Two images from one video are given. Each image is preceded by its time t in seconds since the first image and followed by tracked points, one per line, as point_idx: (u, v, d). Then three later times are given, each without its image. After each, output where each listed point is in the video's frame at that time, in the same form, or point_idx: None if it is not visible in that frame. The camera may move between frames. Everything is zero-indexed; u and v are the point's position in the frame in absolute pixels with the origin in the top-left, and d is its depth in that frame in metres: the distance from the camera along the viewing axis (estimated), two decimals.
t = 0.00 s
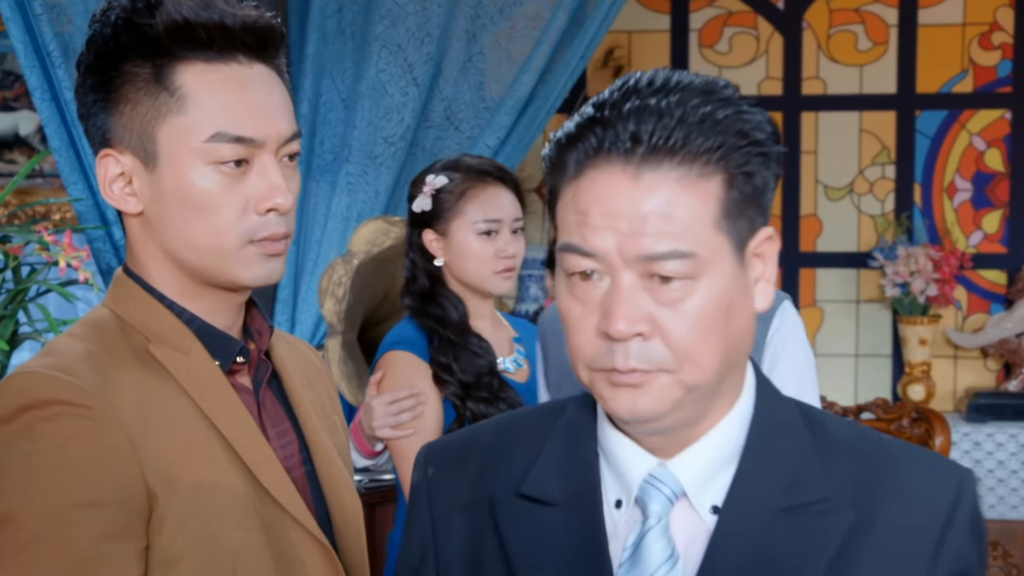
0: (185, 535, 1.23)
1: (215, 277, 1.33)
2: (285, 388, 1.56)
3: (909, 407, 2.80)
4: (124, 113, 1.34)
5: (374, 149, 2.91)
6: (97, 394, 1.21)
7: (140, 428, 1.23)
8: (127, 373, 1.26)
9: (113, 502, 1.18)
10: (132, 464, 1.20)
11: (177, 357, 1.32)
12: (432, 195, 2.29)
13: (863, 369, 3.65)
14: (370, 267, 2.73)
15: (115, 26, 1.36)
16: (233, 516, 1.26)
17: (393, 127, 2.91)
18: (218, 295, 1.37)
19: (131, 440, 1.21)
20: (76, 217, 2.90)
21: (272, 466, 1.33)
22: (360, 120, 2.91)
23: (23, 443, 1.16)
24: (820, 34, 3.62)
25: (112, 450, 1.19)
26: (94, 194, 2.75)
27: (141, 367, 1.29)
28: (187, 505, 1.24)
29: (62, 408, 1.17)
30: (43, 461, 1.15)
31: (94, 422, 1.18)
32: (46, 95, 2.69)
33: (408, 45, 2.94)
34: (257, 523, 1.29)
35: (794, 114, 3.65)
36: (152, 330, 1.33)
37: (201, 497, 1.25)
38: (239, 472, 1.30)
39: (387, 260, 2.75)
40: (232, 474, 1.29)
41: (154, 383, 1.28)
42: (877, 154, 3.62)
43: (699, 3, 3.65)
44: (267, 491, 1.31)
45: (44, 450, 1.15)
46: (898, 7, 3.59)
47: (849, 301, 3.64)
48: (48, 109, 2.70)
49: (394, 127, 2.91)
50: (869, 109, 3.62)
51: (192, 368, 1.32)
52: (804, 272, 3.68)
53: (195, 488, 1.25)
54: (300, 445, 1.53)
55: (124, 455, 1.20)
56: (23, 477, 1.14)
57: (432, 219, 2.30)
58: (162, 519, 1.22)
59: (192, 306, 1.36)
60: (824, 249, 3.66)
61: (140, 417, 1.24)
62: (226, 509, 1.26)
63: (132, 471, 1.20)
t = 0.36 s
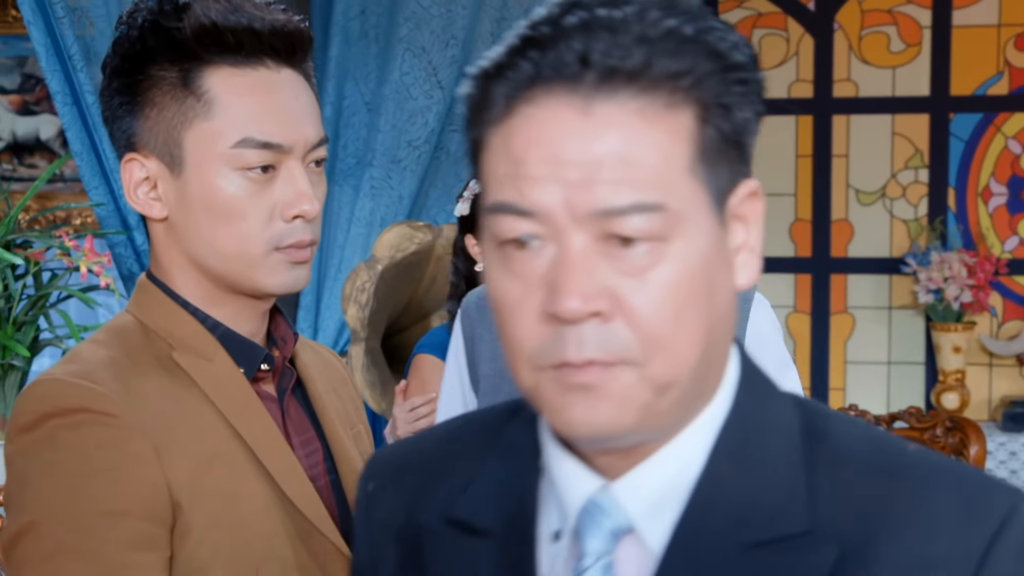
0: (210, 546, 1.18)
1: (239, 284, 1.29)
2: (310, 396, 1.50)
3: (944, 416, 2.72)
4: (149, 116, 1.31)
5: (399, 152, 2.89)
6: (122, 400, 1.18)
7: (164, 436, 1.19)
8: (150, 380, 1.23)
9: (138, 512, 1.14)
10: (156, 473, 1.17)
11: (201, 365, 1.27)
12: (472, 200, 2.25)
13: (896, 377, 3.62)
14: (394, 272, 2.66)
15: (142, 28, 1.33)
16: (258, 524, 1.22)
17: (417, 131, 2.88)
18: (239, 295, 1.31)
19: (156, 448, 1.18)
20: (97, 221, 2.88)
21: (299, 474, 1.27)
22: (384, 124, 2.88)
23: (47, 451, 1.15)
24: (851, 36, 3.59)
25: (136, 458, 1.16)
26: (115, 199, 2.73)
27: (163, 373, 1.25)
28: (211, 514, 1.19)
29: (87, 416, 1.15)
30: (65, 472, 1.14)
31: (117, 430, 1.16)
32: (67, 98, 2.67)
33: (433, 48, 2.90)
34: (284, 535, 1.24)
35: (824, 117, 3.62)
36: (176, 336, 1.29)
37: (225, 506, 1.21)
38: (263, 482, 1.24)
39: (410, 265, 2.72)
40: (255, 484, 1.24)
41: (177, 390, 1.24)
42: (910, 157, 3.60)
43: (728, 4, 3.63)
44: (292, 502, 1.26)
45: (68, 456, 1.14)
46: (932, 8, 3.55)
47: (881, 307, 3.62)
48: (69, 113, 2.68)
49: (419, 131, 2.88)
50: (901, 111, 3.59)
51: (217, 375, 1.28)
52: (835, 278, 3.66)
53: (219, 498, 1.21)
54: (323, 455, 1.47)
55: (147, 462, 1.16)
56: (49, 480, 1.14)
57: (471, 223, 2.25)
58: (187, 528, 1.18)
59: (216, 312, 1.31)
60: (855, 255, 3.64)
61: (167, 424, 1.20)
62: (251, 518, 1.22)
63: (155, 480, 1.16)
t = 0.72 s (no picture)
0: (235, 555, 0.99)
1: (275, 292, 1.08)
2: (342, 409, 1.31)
3: (979, 425, 2.66)
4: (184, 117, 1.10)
5: (423, 156, 2.84)
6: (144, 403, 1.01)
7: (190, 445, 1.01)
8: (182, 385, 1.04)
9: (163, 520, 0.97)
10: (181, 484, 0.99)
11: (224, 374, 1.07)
12: (505, 205, 2.21)
13: (931, 385, 3.61)
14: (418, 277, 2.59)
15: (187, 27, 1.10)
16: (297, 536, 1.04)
17: (442, 134, 2.83)
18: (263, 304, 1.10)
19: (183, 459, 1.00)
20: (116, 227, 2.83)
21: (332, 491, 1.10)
22: (408, 128, 2.83)
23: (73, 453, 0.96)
24: (884, 37, 3.58)
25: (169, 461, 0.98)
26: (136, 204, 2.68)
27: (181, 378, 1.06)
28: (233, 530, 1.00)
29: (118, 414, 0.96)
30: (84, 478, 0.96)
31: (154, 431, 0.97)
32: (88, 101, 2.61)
33: (459, 50, 2.85)
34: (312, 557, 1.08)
35: (857, 119, 3.61)
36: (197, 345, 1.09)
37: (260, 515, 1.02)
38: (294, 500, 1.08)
39: (435, 271, 2.65)
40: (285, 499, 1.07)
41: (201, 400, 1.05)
42: (945, 161, 3.59)
43: (758, 5, 3.62)
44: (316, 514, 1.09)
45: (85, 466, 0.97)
46: (966, 9, 3.56)
47: (914, 314, 3.62)
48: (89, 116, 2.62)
49: (444, 135, 2.83)
50: (936, 114, 3.59)
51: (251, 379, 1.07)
52: (868, 284, 3.65)
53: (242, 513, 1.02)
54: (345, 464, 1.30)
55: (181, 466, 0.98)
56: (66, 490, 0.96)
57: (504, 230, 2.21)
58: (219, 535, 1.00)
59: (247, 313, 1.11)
60: (889, 260, 3.63)
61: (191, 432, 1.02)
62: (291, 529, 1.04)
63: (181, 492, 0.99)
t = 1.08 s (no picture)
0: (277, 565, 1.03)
1: (306, 308, 1.12)
2: (364, 403, 1.38)
3: (1014, 434, 2.61)
4: (245, 127, 1.09)
5: (446, 161, 2.82)
6: (185, 410, 1.00)
7: (233, 449, 1.02)
8: (216, 393, 1.05)
9: (207, 528, 0.98)
10: (226, 490, 1.00)
11: (259, 375, 1.10)
12: (516, 212, 2.18)
13: (963, 394, 3.58)
14: (440, 283, 2.58)
15: (252, 30, 1.11)
16: (329, 544, 1.06)
17: (466, 139, 2.82)
18: (307, 318, 1.15)
19: (225, 463, 1.01)
20: (140, 233, 2.81)
21: (372, 496, 1.11)
22: (432, 132, 2.82)
23: (104, 474, 0.97)
24: (916, 39, 3.54)
25: (207, 475, 0.99)
26: (158, 210, 2.66)
27: (222, 381, 1.07)
28: (277, 535, 1.03)
29: (154, 431, 0.97)
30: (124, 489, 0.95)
31: (188, 446, 0.98)
32: (110, 106, 2.61)
33: (482, 53, 2.83)
34: (350, 548, 1.08)
35: (888, 123, 3.56)
36: (235, 347, 1.11)
37: (293, 526, 1.05)
38: (332, 497, 1.08)
39: (459, 277, 2.64)
40: (323, 500, 1.07)
41: (241, 404, 1.07)
42: (978, 165, 3.54)
43: (787, 7, 3.59)
44: (358, 514, 1.10)
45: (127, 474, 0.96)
46: (1001, 10, 3.51)
47: (947, 322, 3.57)
48: (111, 121, 2.62)
49: (467, 139, 2.82)
50: (969, 118, 3.53)
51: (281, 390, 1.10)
52: (899, 291, 3.59)
53: (285, 517, 1.04)
54: (381, 462, 1.35)
55: (218, 482, 1.00)
56: (111, 500, 0.96)
57: (515, 237, 2.20)
58: (256, 545, 1.02)
59: (277, 324, 1.14)
60: (920, 267, 3.58)
61: (232, 434, 1.03)
62: (324, 537, 1.06)
63: (225, 497, 1.00)
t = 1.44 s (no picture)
0: (317, 558, 1.16)
1: (342, 310, 1.28)
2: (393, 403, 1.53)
3: None
4: (289, 131, 1.27)
5: (462, 164, 2.82)
6: (226, 409, 1.15)
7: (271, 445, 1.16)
8: (253, 392, 1.19)
9: (249, 523, 1.12)
10: (265, 484, 1.14)
11: (296, 374, 1.24)
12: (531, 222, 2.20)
13: (985, 400, 3.54)
14: (456, 288, 2.57)
15: (298, 33, 1.30)
16: (359, 536, 1.20)
17: (482, 142, 2.81)
18: (337, 320, 1.31)
19: (265, 459, 1.15)
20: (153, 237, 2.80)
21: (401, 491, 1.25)
22: (447, 135, 2.83)
23: (157, 463, 1.11)
24: (937, 41, 3.52)
25: (246, 469, 1.13)
26: (172, 213, 2.65)
27: (261, 382, 1.22)
28: (316, 528, 1.17)
29: (195, 428, 1.12)
30: (175, 483, 1.10)
31: (228, 441, 1.12)
32: (124, 110, 2.59)
33: (498, 56, 2.82)
34: (386, 547, 1.22)
35: (908, 126, 3.54)
36: (269, 348, 1.25)
37: (329, 521, 1.18)
38: (364, 492, 1.22)
39: (475, 282, 2.60)
40: (358, 494, 1.21)
41: (278, 402, 1.21)
42: (1000, 168, 3.52)
43: (806, 10, 3.57)
44: (389, 509, 1.23)
45: (177, 471, 1.10)
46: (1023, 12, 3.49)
47: (967, 327, 3.54)
48: (126, 125, 2.60)
49: (483, 143, 2.81)
50: (990, 121, 3.51)
51: (314, 386, 1.24)
52: (919, 296, 3.57)
53: (322, 510, 1.18)
54: (409, 461, 1.50)
55: (256, 475, 1.13)
56: (162, 495, 1.10)
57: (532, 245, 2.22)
58: (294, 541, 1.16)
59: (309, 323, 1.30)
60: (940, 272, 3.56)
61: (271, 435, 1.17)
62: (352, 528, 1.20)
63: (266, 490, 1.14)
